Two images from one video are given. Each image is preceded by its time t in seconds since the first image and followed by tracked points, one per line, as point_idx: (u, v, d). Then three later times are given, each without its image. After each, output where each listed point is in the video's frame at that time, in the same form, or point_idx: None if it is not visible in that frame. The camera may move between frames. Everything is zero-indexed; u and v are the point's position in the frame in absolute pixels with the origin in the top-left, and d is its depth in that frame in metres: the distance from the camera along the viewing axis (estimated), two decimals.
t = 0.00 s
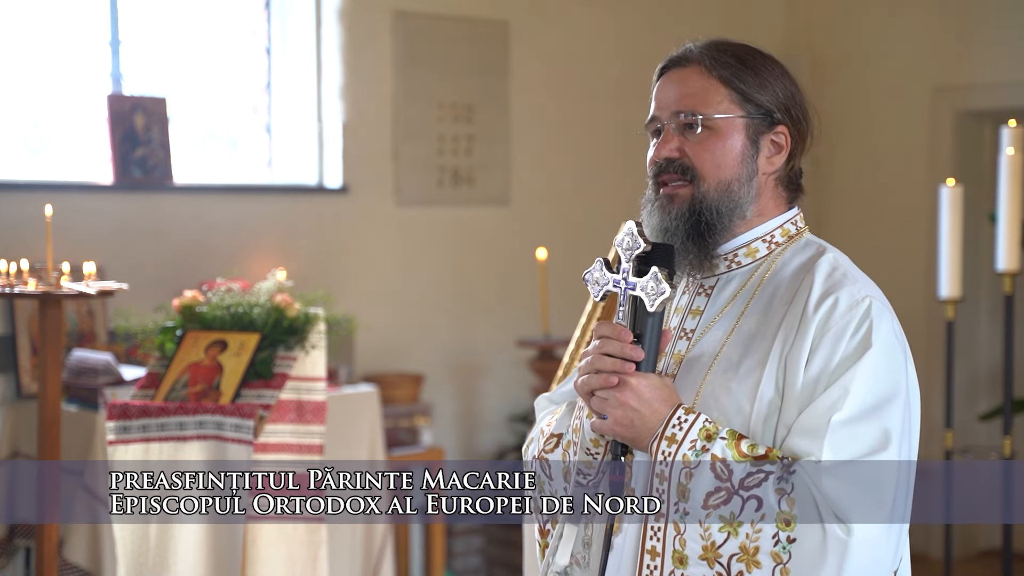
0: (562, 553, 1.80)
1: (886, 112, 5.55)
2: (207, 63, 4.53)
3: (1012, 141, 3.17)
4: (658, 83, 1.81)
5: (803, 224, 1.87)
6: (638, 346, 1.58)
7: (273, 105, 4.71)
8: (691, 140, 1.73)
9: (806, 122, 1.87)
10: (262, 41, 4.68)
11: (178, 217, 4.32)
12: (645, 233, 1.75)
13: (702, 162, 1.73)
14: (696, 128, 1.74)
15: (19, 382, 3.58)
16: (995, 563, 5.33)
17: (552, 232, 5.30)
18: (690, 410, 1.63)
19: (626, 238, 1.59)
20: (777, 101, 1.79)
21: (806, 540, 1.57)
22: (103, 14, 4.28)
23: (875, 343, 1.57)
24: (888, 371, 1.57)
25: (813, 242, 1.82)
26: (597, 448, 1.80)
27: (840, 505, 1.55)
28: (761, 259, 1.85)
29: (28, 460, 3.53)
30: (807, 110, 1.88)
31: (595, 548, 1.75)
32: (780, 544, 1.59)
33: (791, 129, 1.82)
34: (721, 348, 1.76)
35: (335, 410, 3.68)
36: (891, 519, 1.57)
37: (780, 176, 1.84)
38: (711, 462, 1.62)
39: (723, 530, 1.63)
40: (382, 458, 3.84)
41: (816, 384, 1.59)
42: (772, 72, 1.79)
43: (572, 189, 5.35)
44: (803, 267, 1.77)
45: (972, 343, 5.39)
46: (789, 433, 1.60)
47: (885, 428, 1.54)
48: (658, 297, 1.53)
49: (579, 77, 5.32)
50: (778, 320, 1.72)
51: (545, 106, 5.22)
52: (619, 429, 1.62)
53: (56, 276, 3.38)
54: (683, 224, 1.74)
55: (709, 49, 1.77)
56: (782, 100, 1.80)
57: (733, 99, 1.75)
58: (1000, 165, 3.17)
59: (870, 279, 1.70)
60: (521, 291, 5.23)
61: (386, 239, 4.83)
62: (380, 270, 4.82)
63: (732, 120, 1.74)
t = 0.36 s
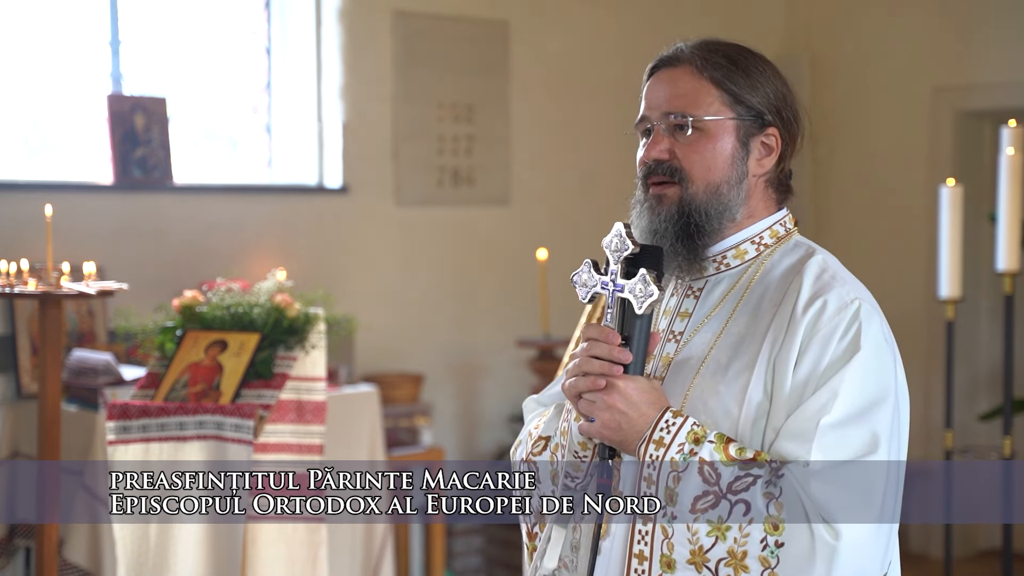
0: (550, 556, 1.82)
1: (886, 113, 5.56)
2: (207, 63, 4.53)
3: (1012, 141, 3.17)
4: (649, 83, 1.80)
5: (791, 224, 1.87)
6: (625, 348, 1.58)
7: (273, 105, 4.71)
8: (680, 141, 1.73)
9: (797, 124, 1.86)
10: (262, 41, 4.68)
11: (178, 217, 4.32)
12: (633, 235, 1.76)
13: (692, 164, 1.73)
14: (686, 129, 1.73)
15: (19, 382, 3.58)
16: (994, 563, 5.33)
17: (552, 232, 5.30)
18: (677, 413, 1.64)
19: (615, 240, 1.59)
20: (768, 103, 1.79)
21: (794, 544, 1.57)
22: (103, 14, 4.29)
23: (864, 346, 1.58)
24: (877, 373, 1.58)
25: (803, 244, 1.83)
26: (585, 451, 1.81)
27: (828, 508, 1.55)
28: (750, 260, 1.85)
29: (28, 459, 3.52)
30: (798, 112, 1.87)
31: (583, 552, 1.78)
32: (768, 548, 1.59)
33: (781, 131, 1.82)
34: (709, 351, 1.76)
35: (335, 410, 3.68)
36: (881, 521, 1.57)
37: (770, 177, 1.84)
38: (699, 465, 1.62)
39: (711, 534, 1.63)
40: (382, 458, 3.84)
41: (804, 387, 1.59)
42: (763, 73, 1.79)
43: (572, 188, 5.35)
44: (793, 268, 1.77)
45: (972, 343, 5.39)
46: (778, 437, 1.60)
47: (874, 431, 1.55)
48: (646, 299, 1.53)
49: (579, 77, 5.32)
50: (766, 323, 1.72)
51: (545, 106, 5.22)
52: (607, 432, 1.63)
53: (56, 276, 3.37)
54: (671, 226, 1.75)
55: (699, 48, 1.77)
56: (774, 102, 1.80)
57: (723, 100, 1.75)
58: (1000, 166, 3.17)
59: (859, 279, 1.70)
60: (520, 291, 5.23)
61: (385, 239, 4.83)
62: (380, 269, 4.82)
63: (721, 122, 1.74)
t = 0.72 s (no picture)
0: (537, 560, 1.84)
1: (885, 113, 5.56)
2: (207, 64, 4.53)
3: (1012, 141, 3.17)
4: (644, 77, 1.80)
5: (780, 225, 1.87)
6: (612, 353, 1.61)
7: (273, 105, 4.72)
8: (672, 138, 1.74)
9: (791, 125, 1.86)
10: (263, 41, 4.69)
11: (177, 217, 4.32)
12: (619, 231, 1.76)
13: (681, 161, 1.74)
14: (678, 126, 1.74)
15: (19, 381, 3.55)
16: (995, 563, 5.32)
17: (552, 232, 5.30)
18: (664, 420, 1.64)
19: (601, 243, 1.62)
20: (763, 103, 1.78)
21: (782, 553, 1.54)
22: (104, 15, 4.29)
23: (853, 351, 1.58)
24: (866, 379, 1.58)
25: (791, 245, 1.82)
26: (571, 456, 1.81)
27: (814, 517, 1.52)
28: (737, 262, 1.85)
29: (28, 460, 3.53)
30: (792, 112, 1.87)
31: (571, 556, 1.80)
32: (756, 557, 1.56)
33: (775, 132, 1.82)
34: (696, 356, 1.76)
35: (335, 410, 3.68)
36: (870, 529, 1.56)
37: (761, 180, 1.84)
38: (686, 473, 1.60)
39: (698, 543, 1.58)
40: (382, 458, 3.84)
41: (793, 392, 1.59)
42: (759, 71, 1.79)
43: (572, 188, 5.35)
44: (781, 271, 1.77)
45: (972, 343, 5.39)
46: (766, 443, 1.60)
47: (863, 438, 1.55)
48: (632, 304, 1.56)
49: (579, 77, 5.32)
50: (754, 327, 1.72)
51: (545, 106, 5.22)
52: (593, 438, 1.65)
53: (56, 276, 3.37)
54: (657, 223, 1.75)
55: (696, 45, 1.76)
56: (768, 102, 1.79)
57: (719, 100, 1.75)
58: (1000, 166, 3.17)
59: (847, 282, 1.70)
60: (520, 291, 5.23)
61: (385, 239, 4.83)
62: (379, 269, 4.82)
63: (716, 121, 1.74)
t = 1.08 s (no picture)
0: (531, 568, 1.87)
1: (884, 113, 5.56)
2: (207, 64, 4.53)
3: (1012, 141, 3.17)
4: (615, 81, 1.80)
5: (761, 221, 1.87)
6: (593, 362, 1.61)
7: (273, 105, 4.71)
8: (646, 144, 1.73)
9: (765, 121, 1.86)
10: (263, 41, 4.69)
11: (177, 217, 4.32)
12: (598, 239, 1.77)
13: (656, 168, 1.74)
14: (651, 132, 1.73)
15: (19, 381, 3.54)
16: (995, 563, 5.32)
17: (551, 232, 5.29)
18: (648, 427, 1.64)
19: (578, 251, 1.63)
20: (735, 103, 1.78)
21: (771, 560, 1.53)
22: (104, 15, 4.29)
23: (836, 352, 1.57)
24: (850, 380, 1.57)
25: (773, 242, 1.82)
26: (559, 464, 1.82)
27: (803, 523, 1.51)
28: (719, 262, 1.85)
29: (28, 460, 3.53)
30: (766, 107, 1.86)
31: (562, 564, 1.80)
32: (744, 564, 1.55)
33: (750, 130, 1.82)
34: (679, 361, 1.77)
35: (335, 411, 3.68)
36: (859, 532, 1.54)
37: (738, 179, 1.85)
38: (671, 481, 1.61)
39: (686, 551, 1.58)
40: (382, 458, 3.84)
41: (777, 394, 1.59)
42: (730, 70, 1.78)
43: (572, 188, 5.35)
44: (763, 269, 1.77)
45: (972, 343, 5.39)
46: (751, 446, 1.59)
47: (848, 440, 1.54)
48: (613, 311, 1.54)
49: (579, 76, 5.32)
50: (737, 330, 1.71)
51: (545, 106, 5.22)
52: (577, 447, 1.66)
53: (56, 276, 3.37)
54: (634, 232, 1.75)
55: (665, 46, 1.76)
56: (739, 100, 1.79)
57: (691, 103, 1.75)
58: (1000, 166, 3.17)
59: (828, 279, 1.70)
60: (520, 291, 5.22)
61: (384, 239, 4.83)
62: (379, 269, 4.82)
63: (688, 125, 1.74)
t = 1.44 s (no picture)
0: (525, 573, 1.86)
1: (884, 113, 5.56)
2: (207, 64, 4.53)
3: (1012, 141, 3.17)
4: (607, 83, 1.78)
5: (755, 222, 1.88)
6: (585, 368, 1.60)
7: (273, 105, 4.71)
8: (641, 150, 1.73)
9: (760, 122, 1.85)
10: (263, 40, 4.69)
11: (177, 218, 4.32)
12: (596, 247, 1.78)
13: (654, 174, 1.73)
14: (646, 138, 1.72)
15: (19, 381, 3.54)
16: (995, 563, 5.32)
17: (550, 232, 5.29)
18: (642, 433, 1.64)
19: (567, 258, 1.63)
20: (730, 107, 1.78)
21: (768, 564, 1.54)
22: (104, 14, 4.29)
23: (831, 354, 1.57)
24: (845, 381, 1.57)
25: (768, 243, 1.82)
26: (556, 469, 1.83)
27: (799, 526, 1.51)
28: (714, 264, 1.85)
29: (28, 460, 3.53)
30: (760, 109, 1.86)
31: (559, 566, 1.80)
32: (740, 569, 1.55)
33: (745, 133, 1.81)
34: (674, 364, 1.77)
35: (335, 411, 3.68)
36: (856, 534, 1.54)
37: (732, 181, 1.84)
38: (666, 487, 1.60)
39: (682, 557, 1.58)
40: (382, 458, 3.84)
41: (773, 396, 1.59)
42: (724, 72, 1.78)
43: (572, 188, 5.34)
44: (758, 270, 1.77)
45: (972, 343, 5.40)
46: (747, 450, 1.59)
47: (845, 442, 1.54)
48: (604, 320, 1.53)
49: (579, 76, 5.32)
50: (733, 332, 1.71)
51: (544, 106, 5.22)
52: (571, 455, 1.65)
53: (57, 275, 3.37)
54: (631, 239, 1.76)
55: (659, 50, 1.75)
56: (734, 103, 1.79)
57: (686, 107, 1.74)
58: (1000, 166, 3.18)
59: (823, 278, 1.70)
60: (520, 291, 5.22)
61: (384, 240, 4.83)
62: (379, 269, 4.82)
63: (684, 131, 1.73)
